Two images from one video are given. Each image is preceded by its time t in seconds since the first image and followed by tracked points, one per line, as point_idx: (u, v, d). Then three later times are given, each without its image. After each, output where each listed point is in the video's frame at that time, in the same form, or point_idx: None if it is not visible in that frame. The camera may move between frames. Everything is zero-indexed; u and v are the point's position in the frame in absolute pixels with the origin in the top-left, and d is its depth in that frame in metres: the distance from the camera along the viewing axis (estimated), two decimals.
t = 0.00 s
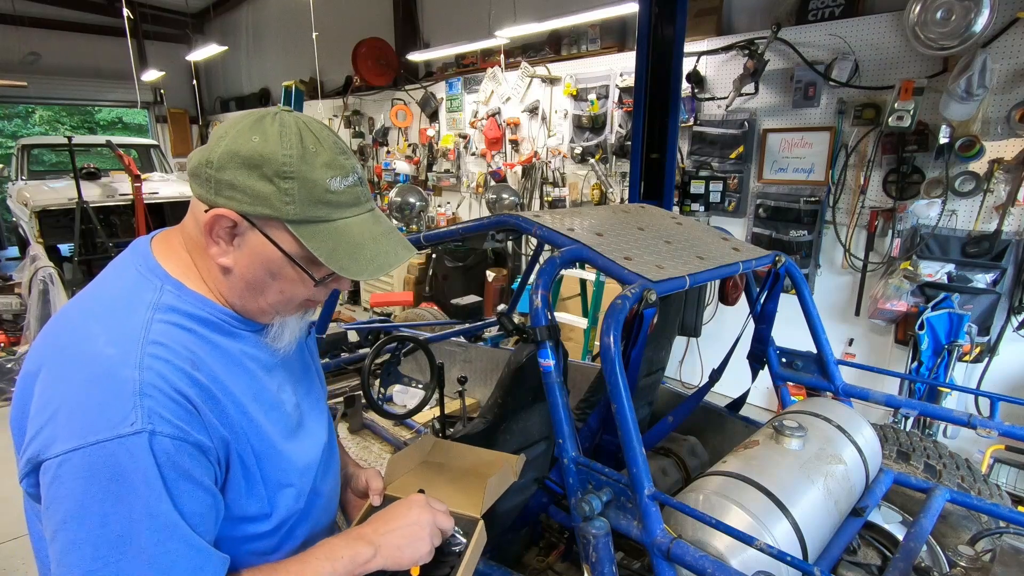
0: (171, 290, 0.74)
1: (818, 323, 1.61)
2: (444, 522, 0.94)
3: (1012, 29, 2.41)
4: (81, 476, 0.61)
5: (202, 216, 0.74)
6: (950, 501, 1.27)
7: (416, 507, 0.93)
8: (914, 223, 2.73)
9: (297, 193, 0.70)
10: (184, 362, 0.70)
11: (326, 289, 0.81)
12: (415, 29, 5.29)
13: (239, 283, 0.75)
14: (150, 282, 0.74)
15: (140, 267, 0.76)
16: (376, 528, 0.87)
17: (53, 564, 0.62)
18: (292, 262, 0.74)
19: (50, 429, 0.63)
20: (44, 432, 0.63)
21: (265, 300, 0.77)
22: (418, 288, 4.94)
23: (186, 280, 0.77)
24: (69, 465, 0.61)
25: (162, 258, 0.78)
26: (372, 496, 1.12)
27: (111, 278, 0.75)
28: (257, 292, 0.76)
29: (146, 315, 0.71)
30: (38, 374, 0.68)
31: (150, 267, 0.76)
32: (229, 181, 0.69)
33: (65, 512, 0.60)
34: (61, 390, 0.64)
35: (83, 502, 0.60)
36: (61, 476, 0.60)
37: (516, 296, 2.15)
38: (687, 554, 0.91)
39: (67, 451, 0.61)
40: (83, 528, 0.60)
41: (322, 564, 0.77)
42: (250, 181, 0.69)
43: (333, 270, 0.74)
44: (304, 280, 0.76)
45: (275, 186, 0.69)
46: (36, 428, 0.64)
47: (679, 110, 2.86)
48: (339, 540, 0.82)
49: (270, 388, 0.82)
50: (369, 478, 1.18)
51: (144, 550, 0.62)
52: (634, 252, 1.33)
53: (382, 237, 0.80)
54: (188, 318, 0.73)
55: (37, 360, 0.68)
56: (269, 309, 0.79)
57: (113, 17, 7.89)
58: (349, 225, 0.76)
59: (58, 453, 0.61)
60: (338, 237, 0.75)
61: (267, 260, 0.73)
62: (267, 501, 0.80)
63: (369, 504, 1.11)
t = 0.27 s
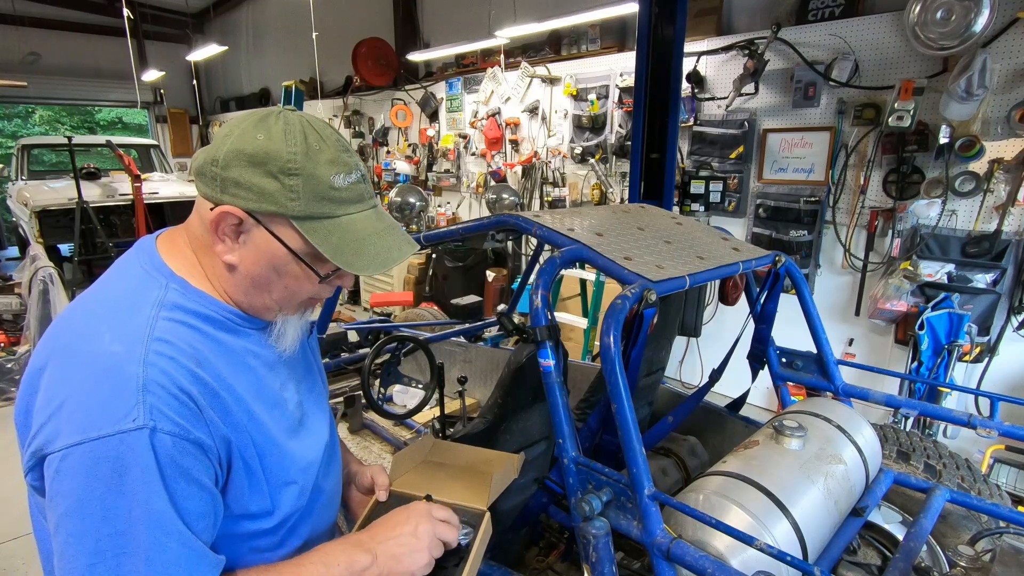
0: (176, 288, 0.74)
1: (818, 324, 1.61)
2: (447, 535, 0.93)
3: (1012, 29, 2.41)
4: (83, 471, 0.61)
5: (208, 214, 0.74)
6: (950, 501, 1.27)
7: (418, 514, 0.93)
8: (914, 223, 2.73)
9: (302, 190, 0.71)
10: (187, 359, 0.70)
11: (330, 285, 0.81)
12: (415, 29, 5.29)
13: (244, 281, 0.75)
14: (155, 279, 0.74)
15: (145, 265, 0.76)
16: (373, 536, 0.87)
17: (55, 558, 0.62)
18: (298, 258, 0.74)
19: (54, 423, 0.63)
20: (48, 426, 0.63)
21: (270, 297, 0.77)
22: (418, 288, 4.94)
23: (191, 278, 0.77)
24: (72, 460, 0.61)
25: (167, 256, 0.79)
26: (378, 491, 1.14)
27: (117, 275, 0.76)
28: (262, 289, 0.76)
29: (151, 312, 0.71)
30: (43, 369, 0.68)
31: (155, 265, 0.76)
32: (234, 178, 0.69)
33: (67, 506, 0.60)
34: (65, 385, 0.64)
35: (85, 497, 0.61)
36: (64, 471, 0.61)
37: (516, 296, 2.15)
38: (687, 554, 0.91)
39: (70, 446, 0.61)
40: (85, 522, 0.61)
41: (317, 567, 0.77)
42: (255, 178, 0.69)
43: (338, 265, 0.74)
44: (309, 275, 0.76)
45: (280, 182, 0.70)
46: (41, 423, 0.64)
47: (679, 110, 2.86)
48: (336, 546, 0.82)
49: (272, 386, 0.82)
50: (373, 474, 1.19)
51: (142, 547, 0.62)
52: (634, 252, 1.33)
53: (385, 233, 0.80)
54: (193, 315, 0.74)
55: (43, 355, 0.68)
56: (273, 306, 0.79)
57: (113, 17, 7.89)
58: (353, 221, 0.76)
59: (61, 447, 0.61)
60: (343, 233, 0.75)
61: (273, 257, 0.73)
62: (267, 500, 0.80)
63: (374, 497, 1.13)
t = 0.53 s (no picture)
0: (179, 286, 0.74)
1: (817, 324, 1.61)
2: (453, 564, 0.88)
3: (1012, 29, 2.41)
4: (85, 468, 0.61)
5: (211, 213, 0.74)
6: (950, 501, 1.27)
7: (427, 537, 0.88)
8: (914, 223, 2.73)
9: (304, 188, 0.71)
10: (190, 357, 0.70)
11: (332, 283, 0.81)
12: (415, 29, 5.29)
13: (247, 278, 0.75)
14: (159, 278, 0.74)
15: (149, 263, 0.76)
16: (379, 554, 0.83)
17: (57, 554, 0.62)
18: (300, 257, 0.74)
19: (58, 420, 0.63)
20: (52, 422, 0.63)
21: (272, 296, 0.77)
22: (417, 288, 4.94)
23: (194, 277, 0.77)
24: (73, 457, 0.61)
25: (170, 255, 0.79)
26: (378, 490, 1.14)
27: (121, 273, 0.76)
28: (264, 288, 0.76)
29: (154, 311, 0.71)
30: (47, 365, 0.68)
31: (159, 264, 0.76)
32: (237, 177, 0.69)
33: (69, 502, 0.60)
34: (68, 382, 0.64)
35: (86, 493, 0.61)
36: (66, 467, 0.61)
37: (516, 296, 2.15)
38: (687, 554, 0.91)
39: (72, 442, 0.61)
40: (86, 519, 0.61)
41: None
42: (258, 177, 0.69)
43: (340, 263, 0.74)
44: (311, 273, 0.76)
45: (283, 181, 0.70)
46: (44, 419, 0.64)
47: (679, 110, 2.86)
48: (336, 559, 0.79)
49: (273, 385, 0.81)
50: (373, 473, 1.19)
51: (142, 545, 0.62)
52: (634, 252, 1.33)
53: (387, 232, 0.80)
54: (196, 314, 0.74)
55: (46, 352, 0.69)
56: (276, 305, 0.79)
57: (113, 17, 7.89)
58: (355, 220, 0.76)
59: (63, 444, 0.61)
60: (344, 231, 0.75)
61: (275, 255, 0.73)
62: (267, 499, 0.80)
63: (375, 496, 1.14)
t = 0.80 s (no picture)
0: (178, 286, 0.74)
1: (817, 324, 1.61)
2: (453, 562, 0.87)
3: (1012, 29, 2.41)
4: (83, 468, 0.61)
5: (208, 211, 0.74)
6: (950, 501, 1.27)
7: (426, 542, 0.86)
8: (914, 223, 2.73)
9: (302, 187, 0.71)
10: (189, 357, 0.70)
11: (329, 283, 0.81)
12: (415, 29, 5.29)
13: (245, 277, 0.75)
14: (158, 278, 0.74)
15: (147, 263, 0.76)
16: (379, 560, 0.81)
17: (55, 554, 0.62)
18: (298, 255, 0.74)
19: (57, 420, 0.63)
20: (50, 422, 0.63)
21: (270, 295, 0.77)
22: (417, 288, 4.94)
23: (193, 276, 0.77)
24: (72, 458, 0.61)
25: (169, 255, 0.79)
26: (375, 490, 1.11)
27: (119, 273, 0.76)
28: (262, 287, 0.76)
29: (153, 311, 0.71)
30: (46, 365, 0.68)
31: (157, 264, 0.76)
32: (235, 176, 0.69)
33: (68, 503, 0.60)
34: (67, 382, 0.64)
35: (85, 494, 0.61)
36: (64, 468, 0.61)
37: (516, 296, 2.15)
38: (687, 554, 0.91)
39: (70, 442, 0.61)
40: (84, 519, 0.61)
41: None
42: (256, 176, 0.69)
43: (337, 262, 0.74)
44: (308, 272, 0.76)
45: (281, 179, 0.70)
46: (43, 419, 0.64)
47: (679, 110, 2.86)
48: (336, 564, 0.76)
49: (272, 385, 0.81)
50: (370, 473, 1.17)
51: (140, 546, 0.62)
52: (634, 252, 1.33)
53: (385, 230, 0.80)
54: (195, 313, 0.74)
55: (45, 351, 0.69)
56: (274, 304, 0.79)
57: (114, 17, 7.89)
58: (353, 218, 0.76)
59: (61, 444, 0.61)
60: (342, 230, 0.75)
61: (273, 254, 0.73)
62: (266, 500, 0.80)
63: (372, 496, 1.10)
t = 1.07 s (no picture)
0: (174, 285, 0.74)
1: (818, 324, 1.61)
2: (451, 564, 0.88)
3: (1012, 29, 2.41)
4: (78, 467, 0.61)
5: (201, 209, 0.74)
6: (950, 501, 1.27)
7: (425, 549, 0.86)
8: (914, 223, 2.73)
9: (293, 183, 0.70)
10: (185, 356, 0.70)
11: (323, 281, 0.80)
12: (415, 29, 5.29)
13: (239, 275, 0.75)
14: (153, 277, 0.74)
15: (143, 263, 0.76)
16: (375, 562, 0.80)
17: (52, 554, 0.62)
18: (291, 253, 0.73)
19: (53, 419, 0.63)
20: (46, 422, 0.63)
21: (264, 294, 0.77)
22: (417, 288, 4.94)
23: (188, 276, 0.77)
24: (66, 457, 0.61)
25: (164, 255, 0.79)
26: (375, 489, 1.14)
27: (116, 273, 0.76)
28: (256, 285, 0.76)
29: (149, 309, 0.71)
30: (42, 364, 0.68)
31: (153, 263, 0.76)
32: (227, 173, 0.69)
33: (64, 502, 0.61)
34: (63, 381, 0.64)
35: (80, 493, 0.61)
36: (59, 467, 0.61)
37: (516, 296, 2.15)
38: (687, 554, 0.91)
39: (65, 442, 0.61)
40: (79, 518, 0.61)
41: None
42: (247, 172, 0.69)
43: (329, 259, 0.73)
44: (301, 270, 0.76)
45: (272, 176, 0.69)
46: (40, 419, 0.64)
47: (679, 110, 2.86)
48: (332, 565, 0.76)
49: (270, 383, 0.81)
50: (370, 472, 1.18)
51: (135, 546, 0.62)
52: (634, 252, 1.33)
53: (378, 227, 0.79)
54: (192, 312, 0.74)
55: (41, 350, 0.69)
56: (269, 303, 0.79)
57: (114, 17, 7.89)
58: (345, 215, 0.76)
59: (56, 444, 0.61)
60: (334, 226, 0.74)
61: (265, 253, 0.73)
62: (265, 498, 0.80)
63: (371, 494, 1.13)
